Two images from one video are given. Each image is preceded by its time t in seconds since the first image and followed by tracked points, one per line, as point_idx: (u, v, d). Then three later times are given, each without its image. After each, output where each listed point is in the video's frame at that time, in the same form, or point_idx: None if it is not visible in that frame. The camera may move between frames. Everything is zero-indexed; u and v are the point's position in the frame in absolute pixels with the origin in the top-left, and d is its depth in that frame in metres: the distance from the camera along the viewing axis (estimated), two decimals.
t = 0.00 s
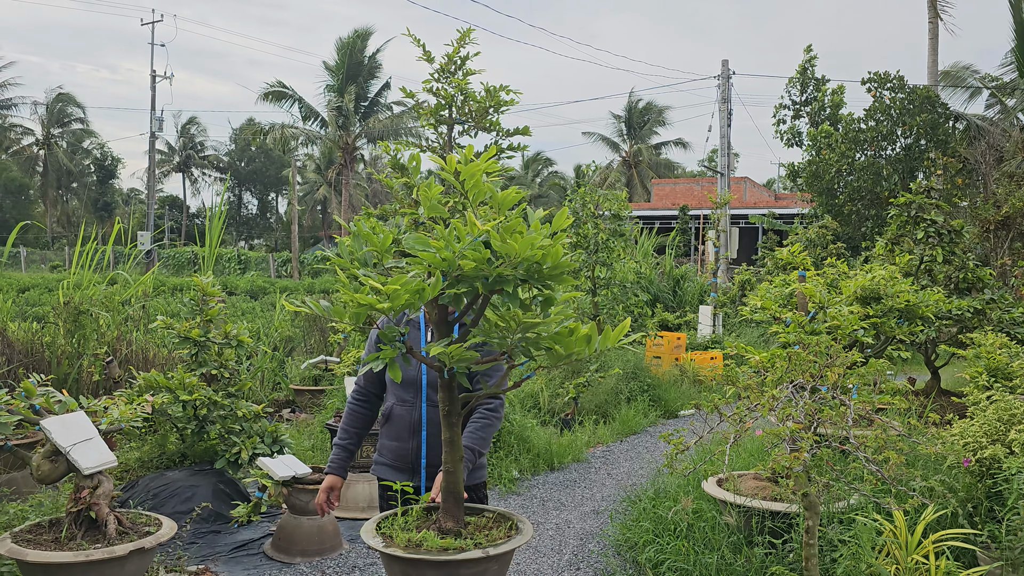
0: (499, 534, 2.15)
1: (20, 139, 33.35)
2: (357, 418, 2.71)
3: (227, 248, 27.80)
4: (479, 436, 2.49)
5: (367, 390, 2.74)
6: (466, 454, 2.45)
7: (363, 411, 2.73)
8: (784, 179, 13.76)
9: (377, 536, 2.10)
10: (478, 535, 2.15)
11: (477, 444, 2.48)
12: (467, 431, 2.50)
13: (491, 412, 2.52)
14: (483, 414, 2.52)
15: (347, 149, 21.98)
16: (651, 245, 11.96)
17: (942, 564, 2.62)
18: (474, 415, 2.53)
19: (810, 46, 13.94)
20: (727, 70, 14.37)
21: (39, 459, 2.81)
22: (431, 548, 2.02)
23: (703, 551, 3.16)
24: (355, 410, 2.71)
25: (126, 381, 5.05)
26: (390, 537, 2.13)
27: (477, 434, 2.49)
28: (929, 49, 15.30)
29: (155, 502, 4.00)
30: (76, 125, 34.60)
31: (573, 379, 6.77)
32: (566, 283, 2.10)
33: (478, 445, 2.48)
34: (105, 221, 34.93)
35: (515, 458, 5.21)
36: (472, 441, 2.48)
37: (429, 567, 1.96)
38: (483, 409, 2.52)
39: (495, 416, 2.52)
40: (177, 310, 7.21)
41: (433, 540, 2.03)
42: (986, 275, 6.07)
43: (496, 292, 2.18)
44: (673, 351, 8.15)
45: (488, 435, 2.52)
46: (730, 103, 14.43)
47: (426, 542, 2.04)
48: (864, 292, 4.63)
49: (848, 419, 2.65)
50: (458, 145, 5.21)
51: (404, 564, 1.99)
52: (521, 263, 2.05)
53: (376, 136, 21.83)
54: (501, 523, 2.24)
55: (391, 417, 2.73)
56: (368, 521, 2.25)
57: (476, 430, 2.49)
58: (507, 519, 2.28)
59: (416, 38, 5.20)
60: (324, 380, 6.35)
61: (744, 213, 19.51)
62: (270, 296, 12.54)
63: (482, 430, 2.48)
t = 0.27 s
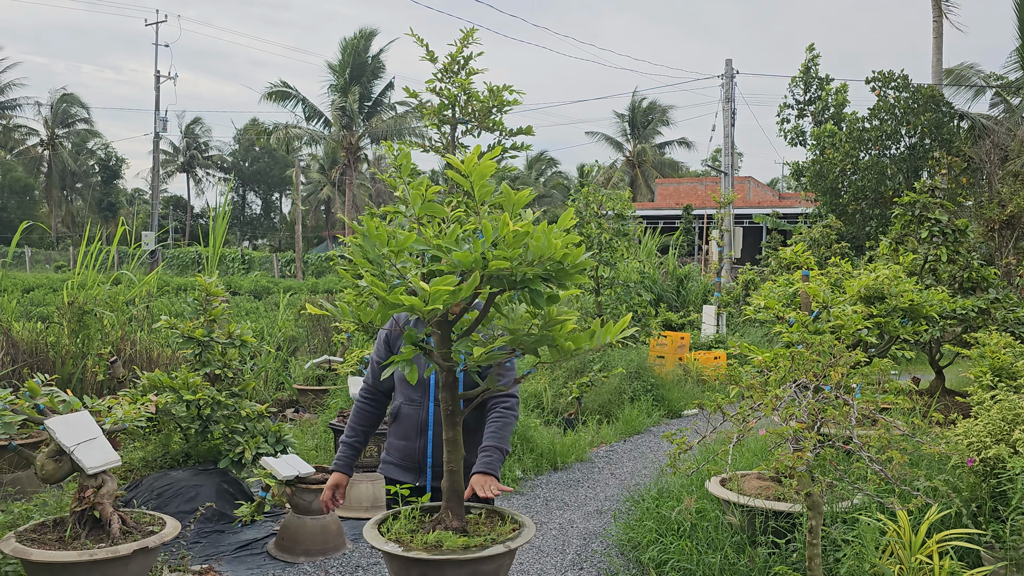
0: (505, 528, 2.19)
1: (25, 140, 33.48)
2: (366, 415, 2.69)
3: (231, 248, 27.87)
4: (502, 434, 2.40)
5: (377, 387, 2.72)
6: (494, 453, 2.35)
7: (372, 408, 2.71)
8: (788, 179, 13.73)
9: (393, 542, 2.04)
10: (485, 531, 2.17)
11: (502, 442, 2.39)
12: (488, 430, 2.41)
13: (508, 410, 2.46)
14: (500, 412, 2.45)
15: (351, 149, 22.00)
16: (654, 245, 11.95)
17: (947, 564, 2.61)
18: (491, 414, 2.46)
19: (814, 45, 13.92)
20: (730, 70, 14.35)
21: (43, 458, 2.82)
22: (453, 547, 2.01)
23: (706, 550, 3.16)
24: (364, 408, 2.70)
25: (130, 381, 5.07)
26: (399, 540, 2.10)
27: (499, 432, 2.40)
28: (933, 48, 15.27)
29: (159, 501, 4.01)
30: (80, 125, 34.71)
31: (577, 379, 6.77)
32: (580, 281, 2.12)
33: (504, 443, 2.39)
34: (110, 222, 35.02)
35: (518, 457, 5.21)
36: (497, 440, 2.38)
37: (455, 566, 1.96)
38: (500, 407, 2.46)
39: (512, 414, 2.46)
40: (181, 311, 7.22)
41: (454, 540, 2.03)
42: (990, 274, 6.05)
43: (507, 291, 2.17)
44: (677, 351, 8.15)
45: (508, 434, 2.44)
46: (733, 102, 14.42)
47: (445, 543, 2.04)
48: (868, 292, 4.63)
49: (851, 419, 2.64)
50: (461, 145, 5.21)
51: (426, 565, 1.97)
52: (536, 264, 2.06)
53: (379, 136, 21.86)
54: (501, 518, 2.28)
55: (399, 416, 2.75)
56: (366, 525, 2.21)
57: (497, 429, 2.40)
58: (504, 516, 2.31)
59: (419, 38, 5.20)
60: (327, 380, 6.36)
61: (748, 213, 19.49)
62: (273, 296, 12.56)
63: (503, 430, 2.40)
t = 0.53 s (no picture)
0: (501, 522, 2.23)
1: (28, 140, 33.52)
2: (372, 416, 2.69)
3: (232, 248, 27.90)
4: (508, 435, 2.40)
5: (382, 388, 2.72)
6: (501, 454, 2.34)
7: (377, 409, 2.71)
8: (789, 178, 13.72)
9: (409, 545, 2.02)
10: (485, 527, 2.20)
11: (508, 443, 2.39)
12: (494, 430, 2.41)
13: (514, 411, 2.45)
14: (507, 413, 2.44)
15: (352, 149, 21.99)
16: (656, 244, 11.93)
17: (947, 564, 2.61)
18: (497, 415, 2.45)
19: (815, 45, 13.91)
20: (731, 69, 14.34)
21: (44, 458, 2.82)
22: (470, 546, 2.03)
23: (706, 550, 3.15)
24: (370, 408, 2.70)
25: (131, 381, 5.07)
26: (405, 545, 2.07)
27: (505, 432, 2.40)
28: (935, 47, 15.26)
29: (160, 501, 4.01)
30: (82, 125, 34.76)
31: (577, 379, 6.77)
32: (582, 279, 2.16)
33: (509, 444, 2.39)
34: (112, 222, 35.06)
35: (519, 457, 5.21)
36: (503, 440, 2.38)
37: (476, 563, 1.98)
38: (507, 408, 2.44)
39: (518, 415, 2.45)
40: (182, 310, 7.23)
41: (468, 538, 2.05)
42: (992, 274, 6.04)
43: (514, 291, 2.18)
44: (678, 351, 8.14)
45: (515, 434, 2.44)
46: (735, 102, 14.40)
47: (457, 543, 2.04)
48: (869, 292, 4.62)
49: (852, 419, 2.63)
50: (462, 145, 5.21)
51: (444, 566, 1.96)
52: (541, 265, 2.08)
53: (381, 136, 21.87)
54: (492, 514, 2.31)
55: (404, 416, 2.74)
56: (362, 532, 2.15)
57: (504, 429, 2.40)
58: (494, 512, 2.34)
59: (420, 38, 5.21)
60: (328, 380, 6.36)
61: (749, 212, 19.47)
62: (275, 296, 12.57)
63: (510, 430, 2.39)
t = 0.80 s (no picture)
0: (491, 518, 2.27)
1: (28, 141, 33.52)
2: (373, 415, 2.71)
3: (233, 249, 27.90)
4: (500, 436, 2.38)
5: (383, 387, 2.75)
6: (484, 453, 2.34)
7: (379, 408, 2.73)
8: (790, 178, 13.72)
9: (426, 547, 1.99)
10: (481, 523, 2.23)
11: (497, 444, 2.37)
12: (486, 430, 2.39)
13: (510, 414, 2.44)
14: (502, 414, 2.43)
15: (353, 150, 21.98)
16: (656, 245, 11.93)
17: (948, 564, 2.60)
18: (492, 416, 2.44)
19: (815, 45, 13.91)
20: (731, 70, 14.34)
21: (42, 458, 2.82)
22: (486, 543, 2.06)
23: (706, 550, 3.15)
24: (371, 407, 2.72)
25: (130, 381, 5.07)
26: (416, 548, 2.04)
27: (497, 434, 2.38)
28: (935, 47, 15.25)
29: (159, 501, 4.01)
30: (83, 126, 34.77)
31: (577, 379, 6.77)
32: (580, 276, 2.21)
33: (498, 445, 2.37)
34: (112, 222, 35.06)
35: (519, 457, 5.21)
36: (491, 440, 2.37)
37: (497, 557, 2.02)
38: (503, 410, 2.44)
39: (514, 418, 2.44)
40: (182, 310, 7.23)
41: (482, 535, 2.07)
42: (993, 274, 6.03)
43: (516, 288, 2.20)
44: (678, 351, 8.14)
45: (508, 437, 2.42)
46: (735, 102, 14.40)
47: (471, 541, 2.06)
48: (869, 292, 4.61)
49: (852, 418, 2.62)
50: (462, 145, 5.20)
51: (465, 564, 1.97)
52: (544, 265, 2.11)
53: (381, 136, 21.87)
54: (478, 512, 2.33)
55: (405, 416, 2.70)
56: (366, 539, 2.08)
57: (496, 430, 2.38)
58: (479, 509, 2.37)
59: (419, 38, 5.20)
60: (328, 380, 6.36)
61: (750, 213, 19.47)
62: (275, 296, 12.57)
63: (503, 431, 2.38)
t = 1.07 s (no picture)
0: (481, 513, 2.29)
1: (27, 141, 33.49)
2: (371, 414, 2.71)
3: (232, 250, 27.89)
4: (491, 435, 2.38)
5: (381, 386, 2.74)
6: (473, 452, 2.35)
7: (377, 408, 2.72)
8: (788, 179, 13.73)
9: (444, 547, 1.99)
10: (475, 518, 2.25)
11: (487, 443, 2.38)
12: (478, 429, 2.39)
13: (504, 413, 2.43)
14: (495, 414, 2.43)
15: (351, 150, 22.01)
16: (655, 245, 11.93)
17: (946, 563, 2.61)
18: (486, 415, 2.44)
19: (813, 46, 13.93)
20: (730, 70, 14.36)
21: (41, 457, 2.82)
22: (498, 537, 2.09)
23: (705, 550, 3.15)
24: (369, 407, 2.71)
25: (128, 381, 5.06)
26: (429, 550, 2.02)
27: (489, 433, 2.38)
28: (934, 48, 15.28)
29: (157, 501, 4.00)
30: (81, 126, 34.75)
31: (576, 380, 6.77)
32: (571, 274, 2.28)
33: (487, 444, 2.37)
34: (111, 223, 35.02)
35: (518, 458, 5.20)
36: (482, 439, 2.37)
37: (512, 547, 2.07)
38: (497, 409, 2.43)
39: (507, 417, 2.43)
40: (181, 311, 7.22)
41: (489, 530, 2.10)
42: (991, 274, 6.03)
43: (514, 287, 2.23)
44: (677, 351, 8.14)
45: (500, 437, 2.41)
46: (733, 103, 14.41)
47: (480, 537, 2.08)
48: (868, 291, 4.61)
49: (851, 417, 2.63)
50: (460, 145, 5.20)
51: (480, 560, 1.99)
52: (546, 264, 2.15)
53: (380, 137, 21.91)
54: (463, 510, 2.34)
55: (404, 415, 2.70)
56: (375, 547, 2.01)
57: (488, 429, 2.38)
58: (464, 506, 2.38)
59: (418, 39, 5.20)
60: (327, 380, 6.36)
61: (749, 213, 19.48)
62: (273, 297, 12.55)
63: (495, 430, 2.38)
